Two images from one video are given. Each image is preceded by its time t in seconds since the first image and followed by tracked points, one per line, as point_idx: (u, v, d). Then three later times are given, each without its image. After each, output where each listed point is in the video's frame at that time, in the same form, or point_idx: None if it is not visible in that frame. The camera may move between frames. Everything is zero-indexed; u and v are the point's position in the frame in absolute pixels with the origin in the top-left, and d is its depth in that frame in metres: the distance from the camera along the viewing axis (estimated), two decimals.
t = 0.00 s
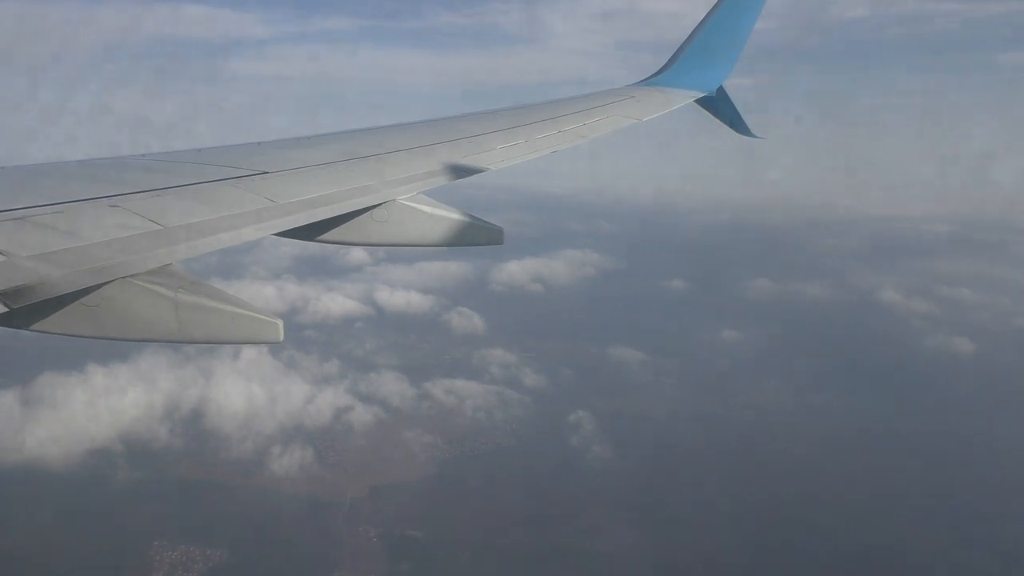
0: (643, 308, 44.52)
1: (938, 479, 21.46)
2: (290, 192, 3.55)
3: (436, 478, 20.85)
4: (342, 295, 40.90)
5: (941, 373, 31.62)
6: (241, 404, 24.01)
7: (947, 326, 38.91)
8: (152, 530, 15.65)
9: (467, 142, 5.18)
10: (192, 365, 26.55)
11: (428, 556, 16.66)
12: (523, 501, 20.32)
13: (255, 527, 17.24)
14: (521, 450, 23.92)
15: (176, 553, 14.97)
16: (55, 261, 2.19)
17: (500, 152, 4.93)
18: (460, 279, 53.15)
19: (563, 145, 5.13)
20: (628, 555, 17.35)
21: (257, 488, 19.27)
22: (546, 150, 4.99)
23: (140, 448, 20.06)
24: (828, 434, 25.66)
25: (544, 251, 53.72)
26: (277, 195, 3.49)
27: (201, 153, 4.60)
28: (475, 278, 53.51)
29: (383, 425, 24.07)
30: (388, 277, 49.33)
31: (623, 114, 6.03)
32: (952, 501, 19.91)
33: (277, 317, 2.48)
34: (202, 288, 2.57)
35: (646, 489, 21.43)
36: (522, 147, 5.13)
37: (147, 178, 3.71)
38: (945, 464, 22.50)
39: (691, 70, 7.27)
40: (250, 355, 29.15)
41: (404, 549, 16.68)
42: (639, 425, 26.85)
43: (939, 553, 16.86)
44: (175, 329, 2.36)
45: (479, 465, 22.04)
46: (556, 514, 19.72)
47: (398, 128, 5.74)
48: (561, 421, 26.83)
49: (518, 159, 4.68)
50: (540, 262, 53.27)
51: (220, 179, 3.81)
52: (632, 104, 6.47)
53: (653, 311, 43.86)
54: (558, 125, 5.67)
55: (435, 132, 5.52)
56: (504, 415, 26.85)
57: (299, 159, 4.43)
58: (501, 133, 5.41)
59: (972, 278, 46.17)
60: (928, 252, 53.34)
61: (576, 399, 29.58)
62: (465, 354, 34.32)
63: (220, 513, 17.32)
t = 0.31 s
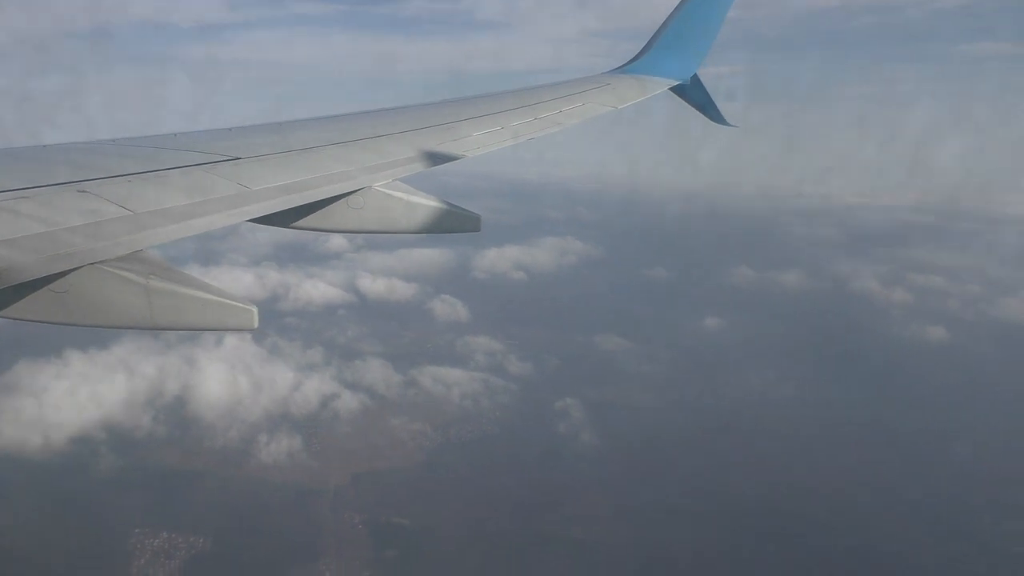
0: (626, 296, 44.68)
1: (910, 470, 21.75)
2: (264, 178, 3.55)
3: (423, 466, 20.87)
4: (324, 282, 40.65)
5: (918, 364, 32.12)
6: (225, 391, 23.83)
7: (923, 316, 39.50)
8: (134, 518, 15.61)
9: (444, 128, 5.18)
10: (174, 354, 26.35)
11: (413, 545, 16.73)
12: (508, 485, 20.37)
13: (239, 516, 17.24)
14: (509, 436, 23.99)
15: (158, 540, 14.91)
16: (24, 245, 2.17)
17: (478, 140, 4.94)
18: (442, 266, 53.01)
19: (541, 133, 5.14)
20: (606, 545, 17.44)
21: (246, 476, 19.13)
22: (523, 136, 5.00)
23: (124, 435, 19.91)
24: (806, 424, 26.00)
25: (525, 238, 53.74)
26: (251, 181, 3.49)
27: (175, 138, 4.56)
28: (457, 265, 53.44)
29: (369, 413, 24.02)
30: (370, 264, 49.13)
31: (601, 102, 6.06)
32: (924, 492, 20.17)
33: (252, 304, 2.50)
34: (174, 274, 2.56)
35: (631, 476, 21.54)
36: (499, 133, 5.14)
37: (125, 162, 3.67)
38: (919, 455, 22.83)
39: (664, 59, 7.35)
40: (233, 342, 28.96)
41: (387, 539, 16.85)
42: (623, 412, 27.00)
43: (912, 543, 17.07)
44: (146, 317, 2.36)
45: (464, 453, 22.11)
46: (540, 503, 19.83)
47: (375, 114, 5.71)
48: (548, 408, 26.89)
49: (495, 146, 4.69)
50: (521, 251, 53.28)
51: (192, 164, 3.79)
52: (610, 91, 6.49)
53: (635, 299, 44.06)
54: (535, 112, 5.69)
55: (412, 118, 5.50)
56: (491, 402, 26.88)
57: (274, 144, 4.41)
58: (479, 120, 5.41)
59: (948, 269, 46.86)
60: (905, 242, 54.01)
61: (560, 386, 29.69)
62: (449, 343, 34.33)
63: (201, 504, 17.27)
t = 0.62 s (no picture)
0: (663, 310, 44.31)
1: (943, 495, 21.27)
2: (298, 192, 3.68)
3: (461, 481, 20.86)
4: (362, 295, 40.96)
5: (967, 380, 31.30)
6: (268, 406, 24.13)
7: (970, 331, 38.52)
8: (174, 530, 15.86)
9: (476, 141, 5.27)
10: (218, 368, 26.75)
11: (448, 559, 16.71)
12: (547, 504, 20.19)
13: (278, 529, 17.37)
14: (550, 451, 23.81)
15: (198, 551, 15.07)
16: (73, 257, 2.40)
17: (509, 152, 5.01)
18: (478, 279, 53.09)
19: (571, 147, 5.21)
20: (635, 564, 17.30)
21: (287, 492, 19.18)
22: (553, 151, 5.08)
23: (169, 446, 20.27)
24: (847, 443, 25.50)
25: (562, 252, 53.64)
26: (286, 194, 3.62)
27: (213, 151, 4.71)
28: (494, 277, 53.46)
29: (410, 427, 24.09)
30: (407, 278, 49.39)
31: (633, 117, 6.10)
32: (954, 517, 19.66)
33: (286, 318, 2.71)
34: (210, 284, 2.77)
35: (671, 491, 21.22)
36: (531, 146, 5.22)
37: (170, 178, 3.79)
38: (957, 477, 22.22)
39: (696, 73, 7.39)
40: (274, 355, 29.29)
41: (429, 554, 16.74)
42: (664, 424, 26.67)
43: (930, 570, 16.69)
44: (182, 325, 2.57)
45: (503, 468, 21.98)
46: (576, 519, 19.70)
47: (407, 128, 5.82)
48: (589, 422, 26.64)
49: (525, 161, 4.77)
50: (557, 265, 53.17)
51: (231, 176, 3.95)
52: (642, 104, 6.54)
53: (672, 313, 43.67)
54: (568, 126, 5.75)
55: (445, 132, 5.60)
56: (531, 418, 26.74)
57: (309, 157, 4.53)
58: (511, 133, 5.49)
59: (996, 285, 45.68)
60: (951, 257, 52.80)
61: (599, 399, 29.47)
62: (486, 356, 34.31)
63: (239, 515, 17.42)
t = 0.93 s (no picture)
0: (669, 340, 44.17)
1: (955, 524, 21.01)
2: (298, 223, 3.75)
3: (470, 513, 20.70)
4: (367, 325, 40.89)
5: (977, 409, 31.05)
6: (277, 437, 24.00)
7: (978, 359, 38.31)
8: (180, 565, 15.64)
9: (476, 172, 5.33)
10: (225, 398, 26.60)
11: None
12: (557, 538, 19.81)
13: (284, 560, 17.07)
14: (561, 483, 23.54)
15: None
16: (74, 288, 2.55)
17: (508, 183, 5.06)
18: (482, 308, 53.02)
19: (572, 178, 5.26)
20: None
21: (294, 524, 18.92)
22: (553, 182, 5.13)
23: (178, 482, 20.13)
24: (858, 473, 25.23)
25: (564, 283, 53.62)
26: (285, 225, 3.69)
27: (216, 182, 4.78)
28: (497, 307, 53.37)
29: (419, 458, 23.93)
30: (410, 307, 49.32)
31: (633, 149, 6.16)
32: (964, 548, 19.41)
33: (285, 348, 2.98)
34: (210, 315, 3.04)
35: (682, 523, 20.88)
36: (531, 177, 5.27)
37: (179, 211, 3.84)
38: (966, 509, 21.95)
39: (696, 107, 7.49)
40: (280, 384, 29.13)
41: None
42: (673, 454, 26.44)
43: None
44: (180, 356, 2.84)
45: (512, 504, 21.73)
46: (586, 550, 19.36)
47: (412, 158, 5.89)
48: (601, 448, 26.33)
49: (525, 192, 4.82)
50: (559, 295, 53.11)
51: (230, 207, 4.01)
52: (644, 136, 6.61)
53: (678, 343, 43.53)
54: (568, 158, 5.80)
55: (447, 163, 5.67)
56: (541, 447, 26.50)
57: (310, 188, 4.60)
58: (511, 164, 5.55)
59: (1002, 318, 45.61)
60: (955, 287, 52.78)
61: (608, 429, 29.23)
62: (493, 386, 34.12)
63: (245, 549, 17.15)
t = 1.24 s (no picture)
0: (659, 322, 44.33)
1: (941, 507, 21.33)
2: (281, 208, 3.73)
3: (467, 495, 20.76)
4: (357, 308, 40.74)
5: (964, 391, 31.48)
6: (272, 418, 23.90)
7: (964, 342, 38.80)
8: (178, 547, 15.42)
9: (462, 155, 5.29)
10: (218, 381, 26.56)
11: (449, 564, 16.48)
12: (556, 519, 19.85)
13: (281, 543, 16.91)
14: (557, 462, 23.64)
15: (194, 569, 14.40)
16: (58, 273, 2.51)
17: (494, 166, 5.02)
18: (471, 291, 52.94)
19: (559, 162, 5.20)
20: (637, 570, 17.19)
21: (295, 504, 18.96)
22: (539, 165, 5.09)
23: (175, 462, 20.09)
24: (846, 454, 25.48)
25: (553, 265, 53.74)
26: (267, 209, 3.67)
27: (198, 166, 4.73)
28: (486, 289, 53.43)
29: (415, 443, 23.98)
30: (400, 290, 49.30)
31: (620, 131, 6.11)
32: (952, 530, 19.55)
33: (268, 334, 2.97)
34: (193, 301, 3.02)
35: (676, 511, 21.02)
36: (517, 160, 5.23)
37: (165, 194, 3.79)
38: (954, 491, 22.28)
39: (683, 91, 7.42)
40: (272, 367, 29.09)
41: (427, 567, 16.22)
42: (666, 436, 26.64)
43: None
44: (164, 341, 2.82)
45: (509, 483, 21.85)
46: (581, 533, 19.47)
47: (396, 141, 5.83)
48: (597, 431, 26.51)
49: (512, 175, 4.79)
50: (549, 276, 53.21)
51: (215, 190, 3.99)
52: (632, 120, 6.55)
53: (668, 326, 43.68)
54: (554, 141, 5.75)
55: (433, 147, 5.61)
56: (536, 429, 26.64)
57: (293, 172, 4.56)
58: (497, 147, 5.50)
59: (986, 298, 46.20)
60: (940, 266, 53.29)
61: (601, 409, 29.38)
62: (484, 369, 34.22)
63: (242, 531, 16.96)
